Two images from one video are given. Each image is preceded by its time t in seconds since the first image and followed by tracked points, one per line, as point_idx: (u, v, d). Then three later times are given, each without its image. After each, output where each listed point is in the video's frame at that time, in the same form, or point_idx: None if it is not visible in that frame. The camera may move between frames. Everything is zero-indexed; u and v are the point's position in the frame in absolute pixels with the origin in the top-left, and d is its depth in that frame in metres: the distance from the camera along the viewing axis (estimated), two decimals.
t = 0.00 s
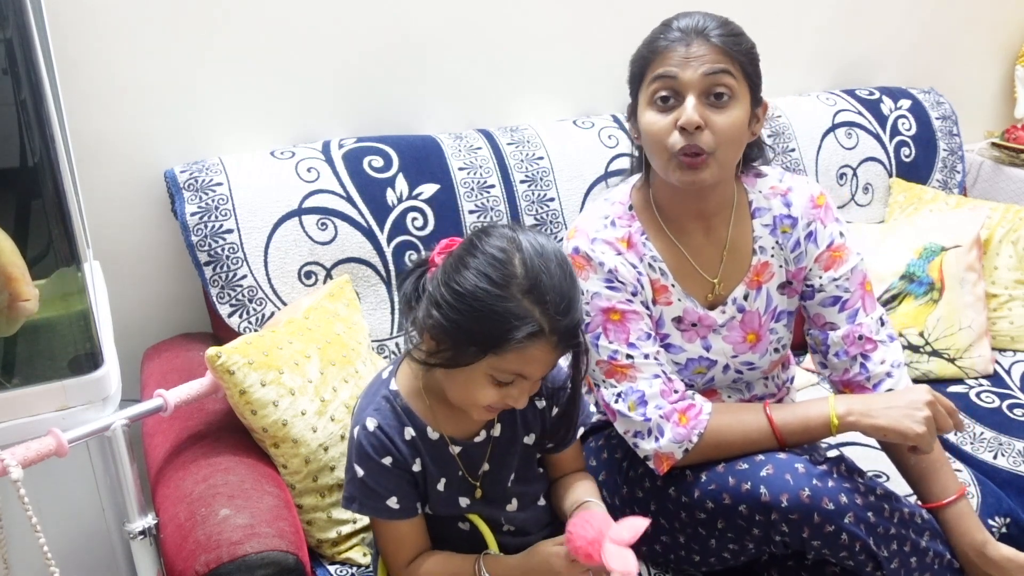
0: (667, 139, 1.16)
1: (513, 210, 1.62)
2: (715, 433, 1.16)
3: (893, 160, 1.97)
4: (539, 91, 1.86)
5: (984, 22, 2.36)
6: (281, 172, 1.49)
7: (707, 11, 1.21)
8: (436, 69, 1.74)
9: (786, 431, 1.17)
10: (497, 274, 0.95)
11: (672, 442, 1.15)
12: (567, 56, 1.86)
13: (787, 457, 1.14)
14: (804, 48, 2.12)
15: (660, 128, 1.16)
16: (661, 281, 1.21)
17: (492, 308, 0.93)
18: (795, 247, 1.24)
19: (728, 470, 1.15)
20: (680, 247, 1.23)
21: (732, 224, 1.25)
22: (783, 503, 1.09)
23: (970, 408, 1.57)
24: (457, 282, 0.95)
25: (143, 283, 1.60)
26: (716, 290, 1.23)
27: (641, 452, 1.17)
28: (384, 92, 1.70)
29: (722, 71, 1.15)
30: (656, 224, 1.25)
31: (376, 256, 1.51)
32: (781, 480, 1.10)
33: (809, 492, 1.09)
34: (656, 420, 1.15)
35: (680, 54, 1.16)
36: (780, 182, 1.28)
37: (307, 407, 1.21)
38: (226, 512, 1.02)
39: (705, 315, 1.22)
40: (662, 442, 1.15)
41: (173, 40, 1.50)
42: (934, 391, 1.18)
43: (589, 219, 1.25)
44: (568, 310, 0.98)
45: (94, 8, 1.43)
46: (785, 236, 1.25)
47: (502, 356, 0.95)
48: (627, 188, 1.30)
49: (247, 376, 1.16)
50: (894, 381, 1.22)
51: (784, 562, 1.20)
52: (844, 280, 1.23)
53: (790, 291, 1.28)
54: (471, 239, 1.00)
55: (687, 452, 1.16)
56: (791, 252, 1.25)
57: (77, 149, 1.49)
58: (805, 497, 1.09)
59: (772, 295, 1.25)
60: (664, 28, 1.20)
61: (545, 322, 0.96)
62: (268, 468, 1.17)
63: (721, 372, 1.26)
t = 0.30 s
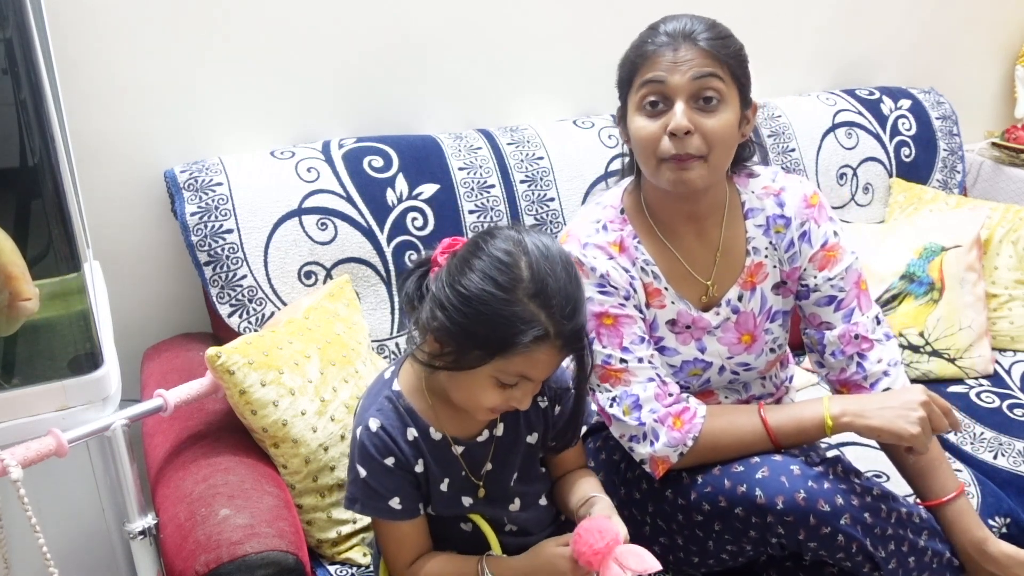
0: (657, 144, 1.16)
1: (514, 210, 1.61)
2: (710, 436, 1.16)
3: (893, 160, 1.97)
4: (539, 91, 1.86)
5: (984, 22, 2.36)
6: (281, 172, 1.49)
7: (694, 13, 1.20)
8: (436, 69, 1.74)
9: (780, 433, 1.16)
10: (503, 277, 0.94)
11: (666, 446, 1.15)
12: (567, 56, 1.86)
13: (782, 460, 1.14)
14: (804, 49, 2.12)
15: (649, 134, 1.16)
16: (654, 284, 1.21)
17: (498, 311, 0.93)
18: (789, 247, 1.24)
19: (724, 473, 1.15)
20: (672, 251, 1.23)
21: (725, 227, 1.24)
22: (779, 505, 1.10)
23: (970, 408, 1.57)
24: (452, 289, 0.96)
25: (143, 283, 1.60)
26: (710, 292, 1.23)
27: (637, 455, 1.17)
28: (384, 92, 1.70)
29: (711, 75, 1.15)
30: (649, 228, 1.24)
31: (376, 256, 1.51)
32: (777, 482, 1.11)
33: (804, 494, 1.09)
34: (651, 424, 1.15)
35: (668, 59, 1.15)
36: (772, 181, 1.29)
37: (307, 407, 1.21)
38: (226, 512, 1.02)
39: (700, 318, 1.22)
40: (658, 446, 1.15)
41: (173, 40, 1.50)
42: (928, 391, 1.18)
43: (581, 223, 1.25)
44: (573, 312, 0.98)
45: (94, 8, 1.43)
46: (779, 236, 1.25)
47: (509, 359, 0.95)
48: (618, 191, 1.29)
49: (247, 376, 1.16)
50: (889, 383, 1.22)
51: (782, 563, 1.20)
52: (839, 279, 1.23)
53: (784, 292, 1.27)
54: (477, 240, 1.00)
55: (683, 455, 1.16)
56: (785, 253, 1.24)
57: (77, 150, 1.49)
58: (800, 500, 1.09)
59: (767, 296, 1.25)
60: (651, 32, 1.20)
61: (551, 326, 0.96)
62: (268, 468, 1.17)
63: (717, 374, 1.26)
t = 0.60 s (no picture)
0: (656, 149, 1.16)
1: (514, 210, 1.61)
2: (706, 438, 1.16)
3: (893, 160, 1.97)
4: (539, 91, 1.86)
5: (984, 22, 2.36)
6: (281, 172, 1.49)
7: (693, 15, 1.20)
8: (436, 69, 1.74)
9: (777, 434, 1.16)
10: (503, 273, 0.94)
11: (663, 448, 1.15)
12: (566, 56, 1.86)
13: (778, 461, 1.14)
14: (804, 49, 2.12)
15: (649, 138, 1.16)
16: (653, 286, 1.21)
17: (499, 306, 0.93)
18: (788, 249, 1.24)
19: (720, 474, 1.15)
20: (673, 251, 1.23)
21: (725, 228, 1.24)
22: (774, 508, 1.09)
23: (970, 408, 1.57)
24: (450, 288, 0.96)
25: (143, 283, 1.60)
26: (709, 294, 1.23)
27: (633, 457, 1.17)
28: (384, 92, 1.70)
29: (711, 81, 1.15)
30: (649, 229, 1.24)
31: (376, 256, 1.51)
32: (773, 484, 1.10)
33: (800, 496, 1.08)
34: (648, 426, 1.15)
35: (666, 64, 1.15)
36: (773, 183, 1.29)
37: (307, 407, 1.21)
38: (226, 512, 1.02)
39: (698, 319, 1.22)
40: (654, 448, 1.15)
41: (173, 40, 1.50)
42: (925, 394, 1.17)
43: (580, 224, 1.25)
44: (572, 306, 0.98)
45: (95, 8, 1.43)
46: (778, 237, 1.25)
47: (507, 354, 0.95)
48: (619, 192, 1.29)
49: (247, 376, 1.16)
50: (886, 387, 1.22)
51: (780, 564, 1.20)
52: (839, 281, 1.23)
53: (783, 293, 1.27)
54: (475, 236, 1.01)
55: (679, 457, 1.16)
56: (784, 254, 1.24)
57: (78, 150, 1.49)
58: (796, 501, 1.08)
59: (765, 297, 1.25)
60: (649, 35, 1.19)
61: (551, 321, 0.95)
62: (268, 468, 1.17)
63: (715, 375, 1.26)
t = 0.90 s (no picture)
0: (667, 156, 1.17)
1: (513, 210, 1.61)
2: (711, 434, 1.16)
3: (893, 160, 1.97)
4: (539, 91, 1.86)
5: (984, 22, 2.36)
6: (281, 172, 1.49)
7: (695, 16, 1.19)
8: (436, 69, 1.74)
9: (783, 433, 1.16)
10: (500, 268, 0.94)
11: (668, 443, 1.15)
12: (566, 56, 1.86)
13: (783, 459, 1.14)
14: (805, 49, 2.12)
15: (658, 145, 1.16)
16: (663, 282, 1.21)
17: (498, 302, 0.93)
18: (795, 248, 1.24)
19: (724, 472, 1.15)
20: (683, 249, 1.23)
21: (734, 225, 1.25)
22: (778, 505, 1.09)
23: (970, 408, 1.57)
24: (447, 287, 0.96)
25: (143, 283, 1.60)
26: (717, 291, 1.23)
27: (638, 452, 1.18)
28: (384, 92, 1.70)
29: (717, 87, 1.14)
30: (660, 227, 1.24)
31: (376, 256, 1.51)
32: (777, 482, 1.11)
33: (804, 494, 1.09)
34: (654, 421, 1.15)
35: (671, 70, 1.14)
36: (781, 182, 1.28)
37: (307, 407, 1.21)
38: (226, 512, 1.02)
39: (707, 317, 1.22)
40: (659, 443, 1.15)
41: (173, 40, 1.50)
42: (931, 396, 1.18)
43: (591, 218, 1.24)
44: (568, 299, 0.98)
45: (95, 8, 1.43)
46: (786, 237, 1.25)
47: (505, 349, 0.95)
48: (630, 189, 1.29)
49: (247, 376, 1.16)
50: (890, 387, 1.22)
51: (781, 564, 1.21)
52: (846, 280, 1.23)
53: (790, 293, 1.28)
54: (470, 234, 1.00)
55: (684, 452, 1.16)
56: (791, 253, 1.25)
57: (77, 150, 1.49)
58: (800, 499, 1.08)
59: (772, 296, 1.25)
60: (651, 40, 1.19)
61: (549, 315, 0.96)
62: (268, 468, 1.17)
63: (721, 373, 1.26)
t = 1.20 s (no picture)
0: (683, 152, 1.16)
1: (513, 210, 1.61)
2: (719, 430, 1.15)
3: (893, 160, 1.97)
4: (539, 91, 1.86)
5: (984, 22, 2.36)
6: (281, 172, 1.49)
7: (718, 13, 1.19)
8: (436, 69, 1.74)
9: (792, 431, 1.16)
10: (498, 268, 0.94)
11: (677, 437, 1.14)
12: (566, 55, 1.86)
13: (791, 456, 1.14)
14: (805, 48, 2.12)
15: (674, 142, 1.16)
16: (674, 277, 1.21)
17: (497, 301, 0.93)
18: (805, 247, 1.24)
19: (731, 468, 1.15)
20: (694, 245, 1.23)
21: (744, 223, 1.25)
22: (787, 501, 1.09)
23: (970, 408, 1.57)
24: (447, 286, 0.96)
25: (142, 283, 1.60)
26: (727, 288, 1.23)
27: (645, 446, 1.17)
28: (384, 92, 1.70)
29: (736, 85, 1.15)
30: (672, 222, 1.24)
31: (376, 256, 1.51)
32: (785, 478, 1.10)
33: (812, 490, 1.09)
34: (663, 414, 1.14)
35: (690, 67, 1.14)
36: (792, 182, 1.28)
37: (307, 407, 1.21)
38: (226, 512, 1.02)
39: (716, 313, 1.22)
40: (668, 437, 1.15)
41: (173, 39, 1.50)
42: (939, 398, 1.18)
43: (604, 212, 1.25)
44: (567, 299, 0.98)
45: (94, 8, 1.43)
46: (796, 236, 1.25)
47: (504, 348, 0.95)
48: (643, 184, 1.29)
49: (247, 376, 1.16)
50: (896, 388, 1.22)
51: (785, 562, 1.21)
52: (854, 280, 1.23)
53: (798, 293, 1.28)
54: (471, 234, 1.00)
55: (692, 447, 1.16)
56: (801, 253, 1.25)
57: (77, 150, 1.49)
58: (808, 495, 1.09)
59: (780, 295, 1.26)
60: (672, 34, 1.19)
61: (548, 316, 0.96)
62: (268, 468, 1.17)
63: (728, 371, 1.26)
